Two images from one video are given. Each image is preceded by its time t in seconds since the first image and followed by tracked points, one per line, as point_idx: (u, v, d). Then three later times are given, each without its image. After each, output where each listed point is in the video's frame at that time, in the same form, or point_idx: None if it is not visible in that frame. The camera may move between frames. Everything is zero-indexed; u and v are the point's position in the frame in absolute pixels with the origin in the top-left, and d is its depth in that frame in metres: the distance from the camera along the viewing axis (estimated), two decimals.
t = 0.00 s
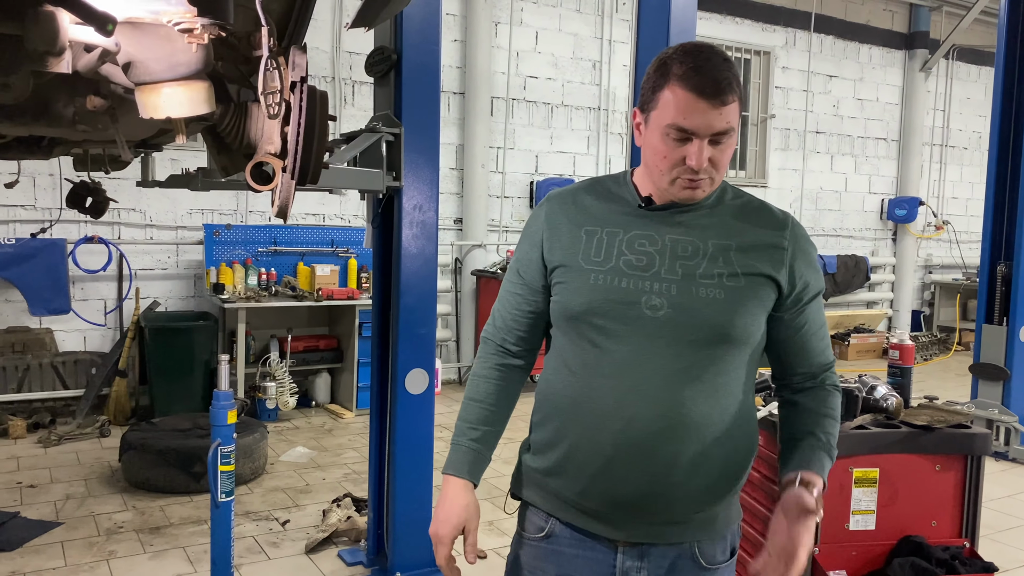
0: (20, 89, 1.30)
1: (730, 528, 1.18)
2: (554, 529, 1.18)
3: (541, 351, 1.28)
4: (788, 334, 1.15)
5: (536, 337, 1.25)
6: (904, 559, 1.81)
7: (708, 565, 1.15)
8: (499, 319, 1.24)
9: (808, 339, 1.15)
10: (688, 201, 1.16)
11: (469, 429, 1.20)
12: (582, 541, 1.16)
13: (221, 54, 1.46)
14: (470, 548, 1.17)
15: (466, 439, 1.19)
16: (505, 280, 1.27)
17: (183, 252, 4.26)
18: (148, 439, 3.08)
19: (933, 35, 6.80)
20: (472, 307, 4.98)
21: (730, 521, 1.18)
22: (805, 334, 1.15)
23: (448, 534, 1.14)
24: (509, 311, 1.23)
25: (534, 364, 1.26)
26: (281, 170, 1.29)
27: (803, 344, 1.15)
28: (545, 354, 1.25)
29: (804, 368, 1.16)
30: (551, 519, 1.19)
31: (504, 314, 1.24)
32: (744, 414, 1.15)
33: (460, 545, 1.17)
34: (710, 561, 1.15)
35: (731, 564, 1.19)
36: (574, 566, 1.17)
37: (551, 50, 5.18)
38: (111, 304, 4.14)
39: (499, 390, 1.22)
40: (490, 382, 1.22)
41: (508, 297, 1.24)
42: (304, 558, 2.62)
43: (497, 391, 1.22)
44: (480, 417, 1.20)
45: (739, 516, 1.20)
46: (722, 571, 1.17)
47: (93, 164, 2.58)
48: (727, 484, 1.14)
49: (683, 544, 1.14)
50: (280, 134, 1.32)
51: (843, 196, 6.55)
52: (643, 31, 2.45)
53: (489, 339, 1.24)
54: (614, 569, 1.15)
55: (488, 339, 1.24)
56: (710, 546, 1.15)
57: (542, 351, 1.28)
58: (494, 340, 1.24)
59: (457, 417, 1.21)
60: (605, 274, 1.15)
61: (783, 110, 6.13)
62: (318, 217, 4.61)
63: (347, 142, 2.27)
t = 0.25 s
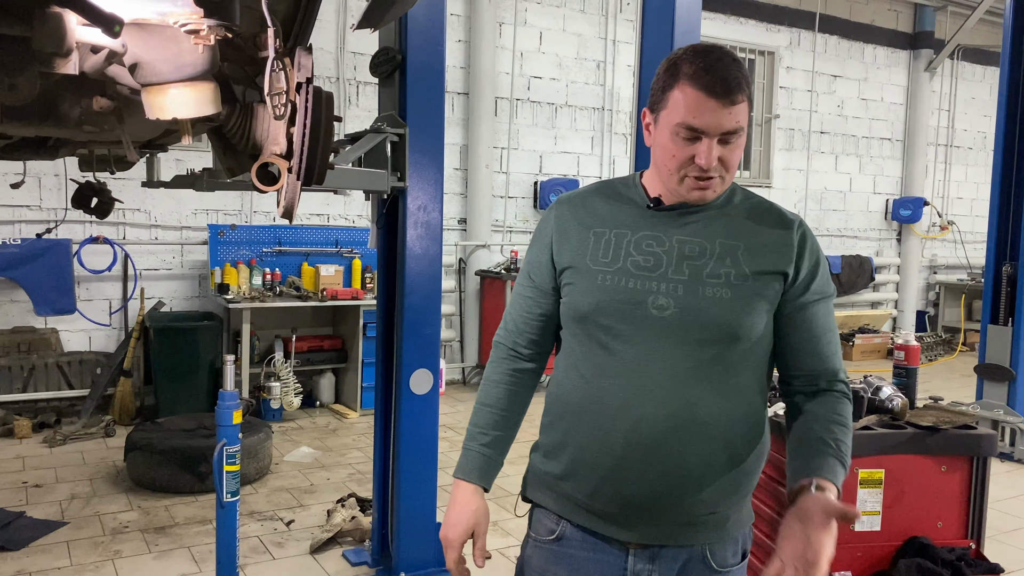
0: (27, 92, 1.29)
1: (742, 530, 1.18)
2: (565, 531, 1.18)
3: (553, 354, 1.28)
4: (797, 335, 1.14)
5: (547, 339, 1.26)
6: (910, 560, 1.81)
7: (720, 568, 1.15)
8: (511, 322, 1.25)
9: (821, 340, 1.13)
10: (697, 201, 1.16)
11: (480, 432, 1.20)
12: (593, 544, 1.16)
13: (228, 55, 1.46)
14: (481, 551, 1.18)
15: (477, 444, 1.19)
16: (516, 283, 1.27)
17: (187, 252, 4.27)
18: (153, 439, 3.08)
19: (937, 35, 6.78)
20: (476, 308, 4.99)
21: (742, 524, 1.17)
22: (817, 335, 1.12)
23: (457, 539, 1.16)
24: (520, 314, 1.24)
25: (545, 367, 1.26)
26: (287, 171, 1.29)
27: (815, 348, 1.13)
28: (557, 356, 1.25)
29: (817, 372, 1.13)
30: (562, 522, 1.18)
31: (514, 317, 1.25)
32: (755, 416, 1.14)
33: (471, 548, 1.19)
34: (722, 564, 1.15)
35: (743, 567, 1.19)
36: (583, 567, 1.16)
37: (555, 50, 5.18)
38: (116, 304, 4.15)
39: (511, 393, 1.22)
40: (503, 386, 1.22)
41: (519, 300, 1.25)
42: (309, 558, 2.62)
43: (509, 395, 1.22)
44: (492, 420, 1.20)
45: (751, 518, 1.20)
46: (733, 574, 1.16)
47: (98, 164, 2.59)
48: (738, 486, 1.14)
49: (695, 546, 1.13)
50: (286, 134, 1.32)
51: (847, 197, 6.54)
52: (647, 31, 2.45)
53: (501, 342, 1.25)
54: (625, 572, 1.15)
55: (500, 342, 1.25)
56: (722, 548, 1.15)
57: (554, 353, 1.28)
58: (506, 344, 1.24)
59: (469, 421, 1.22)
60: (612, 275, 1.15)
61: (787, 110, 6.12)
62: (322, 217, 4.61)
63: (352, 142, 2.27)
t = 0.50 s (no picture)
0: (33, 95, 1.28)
1: (751, 537, 1.17)
2: (572, 532, 1.19)
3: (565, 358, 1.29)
4: (803, 342, 1.12)
5: (558, 343, 1.27)
6: (915, 562, 1.79)
7: (726, 573, 1.14)
8: (522, 327, 1.27)
9: (829, 345, 1.10)
10: (698, 197, 1.14)
11: (490, 435, 1.22)
12: (599, 545, 1.17)
13: (233, 57, 1.47)
14: (487, 552, 1.20)
15: (488, 446, 1.22)
16: (528, 289, 1.30)
17: (192, 253, 4.28)
18: (158, 439, 3.09)
19: (943, 35, 6.77)
20: (480, 308, 4.99)
21: (751, 531, 1.16)
22: (826, 342, 1.11)
23: (464, 536, 1.18)
24: (531, 319, 1.27)
25: (556, 371, 1.28)
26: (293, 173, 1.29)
27: (824, 355, 1.11)
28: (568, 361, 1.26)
29: (827, 379, 1.12)
30: (569, 523, 1.20)
31: (526, 322, 1.27)
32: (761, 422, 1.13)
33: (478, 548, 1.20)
34: (728, 570, 1.14)
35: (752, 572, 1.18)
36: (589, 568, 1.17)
37: (559, 50, 5.18)
38: (121, 305, 4.16)
39: (519, 395, 1.24)
40: (512, 389, 1.24)
41: (530, 305, 1.28)
42: (313, 558, 2.63)
43: (517, 397, 1.24)
44: (502, 423, 1.22)
45: (762, 525, 1.18)
46: None
47: (104, 166, 2.60)
48: (744, 494, 1.13)
49: (699, 552, 1.13)
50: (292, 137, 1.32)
51: (852, 197, 6.52)
52: (652, 32, 2.45)
53: (512, 346, 1.27)
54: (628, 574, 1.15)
55: (511, 346, 1.28)
56: (727, 554, 1.14)
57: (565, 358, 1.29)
58: (517, 348, 1.27)
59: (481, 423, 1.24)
60: (615, 281, 1.16)
61: (792, 110, 6.12)
62: (327, 218, 4.62)
63: (357, 143, 2.28)
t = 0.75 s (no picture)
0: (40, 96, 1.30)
1: (754, 538, 1.16)
2: (573, 531, 1.19)
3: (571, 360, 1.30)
4: (808, 344, 1.12)
5: (565, 344, 1.28)
6: (918, 563, 1.78)
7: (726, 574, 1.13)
8: (529, 327, 1.28)
9: (832, 349, 1.11)
10: (699, 186, 1.15)
11: (500, 435, 1.23)
12: (599, 544, 1.17)
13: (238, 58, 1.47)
14: (493, 549, 1.20)
15: (497, 447, 1.22)
16: (535, 290, 1.30)
17: (197, 253, 4.29)
18: (163, 439, 3.10)
19: (947, 35, 6.75)
20: (484, 309, 4.99)
21: (754, 533, 1.16)
22: (830, 345, 1.11)
23: (472, 531, 1.18)
24: (538, 319, 1.27)
25: (565, 371, 1.28)
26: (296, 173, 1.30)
27: (826, 357, 1.11)
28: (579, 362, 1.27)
29: (832, 382, 1.12)
30: (570, 521, 1.20)
31: (532, 322, 1.28)
32: (764, 424, 1.13)
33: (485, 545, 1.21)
34: (728, 571, 1.13)
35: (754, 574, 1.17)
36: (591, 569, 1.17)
37: (563, 51, 5.18)
38: (126, 305, 4.17)
39: (526, 395, 1.24)
40: (519, 388, 1.25)
41: (536, 306, 1.28)
42: (317, 558, 2.63)
43: (525, 396, 1.24)
44: (510, 423, 1.23)
45: (765, 527, 1.18)
46: None
47: (109, 166, 2.61)
48: (746, 495, 1.13)
49: (699, 554, 1.12)
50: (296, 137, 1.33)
51: (856, 197, 6.51)
52: (656, 33, 2.45)
53: (520, 346, 1.28)
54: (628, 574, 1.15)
55: (519, 347, 1.28)
56: (728, 555, 1.13)
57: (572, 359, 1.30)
58: (524, 347, 1.27)
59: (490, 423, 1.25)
60: (618, 282, 1.16)
61: (796, 111, 6.11)
62: (331, 218, 4.63)
63: (361, 144, 2.28)
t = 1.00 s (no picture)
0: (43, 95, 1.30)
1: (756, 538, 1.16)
2: (576, 531, 1.19)
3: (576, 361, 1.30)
4: (817, 345, 1.12)
5: (570, 343, 1.28)
6: (923, 564, 1.78)
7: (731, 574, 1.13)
8: (535, 325, 1.28)
9: (839, 351, 1.12)
10: (705, 182, 1.15)
11: (504, 434, 1.23)
12: (603, 545, 1.16)
13: (242, 58, 1.47)
14: (498, 551, 1.20)
15: (503, 446, 1.22)
16: (541, 288, 1.30)
17: (201, 253, 4.30)
18: (166, 439, 3.10)
19: (952, 35, 6.73)
20: (488, 309, 4.99)
21: (756, 534, 1.16)
22: (837, 347, 1.12)
23: (477, 531, 1.18)
24: (544, 318, 1.27)
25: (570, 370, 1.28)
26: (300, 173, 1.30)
27: (833, 359, 1.12)
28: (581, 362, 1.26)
29: (837, 385, 1.12)
30: (573, 522, 1.20)
31: (539, 320, 1.28)
32: (770, 424, 1.13)
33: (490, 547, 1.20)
34: (733, 572, 1.13)
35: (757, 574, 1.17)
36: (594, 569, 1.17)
37: (567, 51, 5.18)
38: (130, 305, 4.18)
39: (534, 394, 1.24)
40: (525, 387, 1.24)
41: (543, 304, 1.28)
42: (321, 558, 2.63)
43: (531, 395, 1.24)
44: (515, 422, 1.22)
45: (767, 528, 1.18)
46: None
47: (114, 166, 2.61)
48: (751, 495, 1.13)
49: (704, 553, 1.12)
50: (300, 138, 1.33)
51: (861, 197, 6.50)
52: (660, 32, 2.44)
53: (526, 344, 1.28)
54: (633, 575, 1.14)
55: (525, 345, 1.28)
56: (732, 555, 1.13)
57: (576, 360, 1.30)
58: (530, 346, 1.27)
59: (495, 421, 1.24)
60: (629, 280, 1.16)
61: (800, 111, 6.10)
62: (335, 218, 4.64)
63: (364, 144, 2.28)
